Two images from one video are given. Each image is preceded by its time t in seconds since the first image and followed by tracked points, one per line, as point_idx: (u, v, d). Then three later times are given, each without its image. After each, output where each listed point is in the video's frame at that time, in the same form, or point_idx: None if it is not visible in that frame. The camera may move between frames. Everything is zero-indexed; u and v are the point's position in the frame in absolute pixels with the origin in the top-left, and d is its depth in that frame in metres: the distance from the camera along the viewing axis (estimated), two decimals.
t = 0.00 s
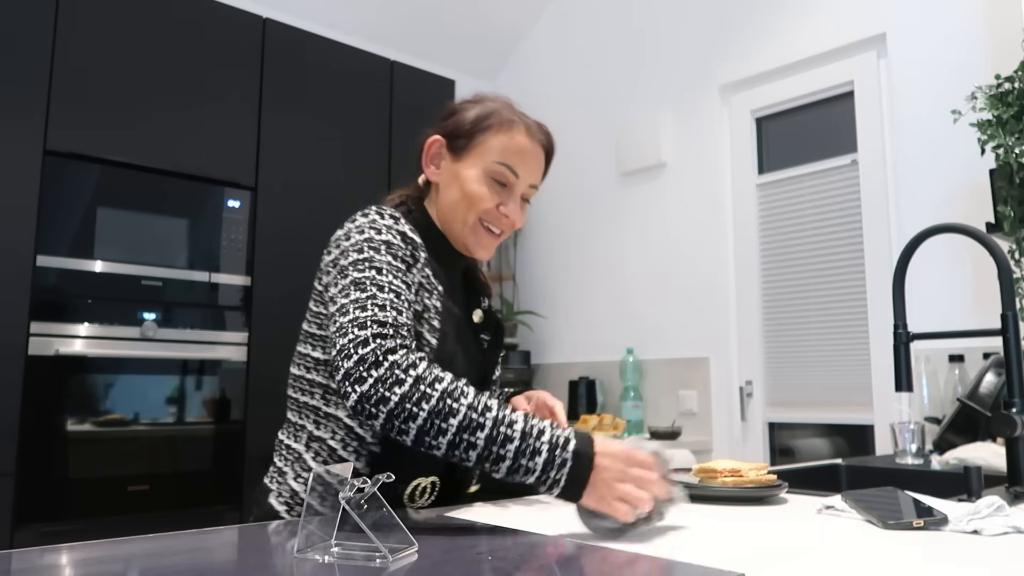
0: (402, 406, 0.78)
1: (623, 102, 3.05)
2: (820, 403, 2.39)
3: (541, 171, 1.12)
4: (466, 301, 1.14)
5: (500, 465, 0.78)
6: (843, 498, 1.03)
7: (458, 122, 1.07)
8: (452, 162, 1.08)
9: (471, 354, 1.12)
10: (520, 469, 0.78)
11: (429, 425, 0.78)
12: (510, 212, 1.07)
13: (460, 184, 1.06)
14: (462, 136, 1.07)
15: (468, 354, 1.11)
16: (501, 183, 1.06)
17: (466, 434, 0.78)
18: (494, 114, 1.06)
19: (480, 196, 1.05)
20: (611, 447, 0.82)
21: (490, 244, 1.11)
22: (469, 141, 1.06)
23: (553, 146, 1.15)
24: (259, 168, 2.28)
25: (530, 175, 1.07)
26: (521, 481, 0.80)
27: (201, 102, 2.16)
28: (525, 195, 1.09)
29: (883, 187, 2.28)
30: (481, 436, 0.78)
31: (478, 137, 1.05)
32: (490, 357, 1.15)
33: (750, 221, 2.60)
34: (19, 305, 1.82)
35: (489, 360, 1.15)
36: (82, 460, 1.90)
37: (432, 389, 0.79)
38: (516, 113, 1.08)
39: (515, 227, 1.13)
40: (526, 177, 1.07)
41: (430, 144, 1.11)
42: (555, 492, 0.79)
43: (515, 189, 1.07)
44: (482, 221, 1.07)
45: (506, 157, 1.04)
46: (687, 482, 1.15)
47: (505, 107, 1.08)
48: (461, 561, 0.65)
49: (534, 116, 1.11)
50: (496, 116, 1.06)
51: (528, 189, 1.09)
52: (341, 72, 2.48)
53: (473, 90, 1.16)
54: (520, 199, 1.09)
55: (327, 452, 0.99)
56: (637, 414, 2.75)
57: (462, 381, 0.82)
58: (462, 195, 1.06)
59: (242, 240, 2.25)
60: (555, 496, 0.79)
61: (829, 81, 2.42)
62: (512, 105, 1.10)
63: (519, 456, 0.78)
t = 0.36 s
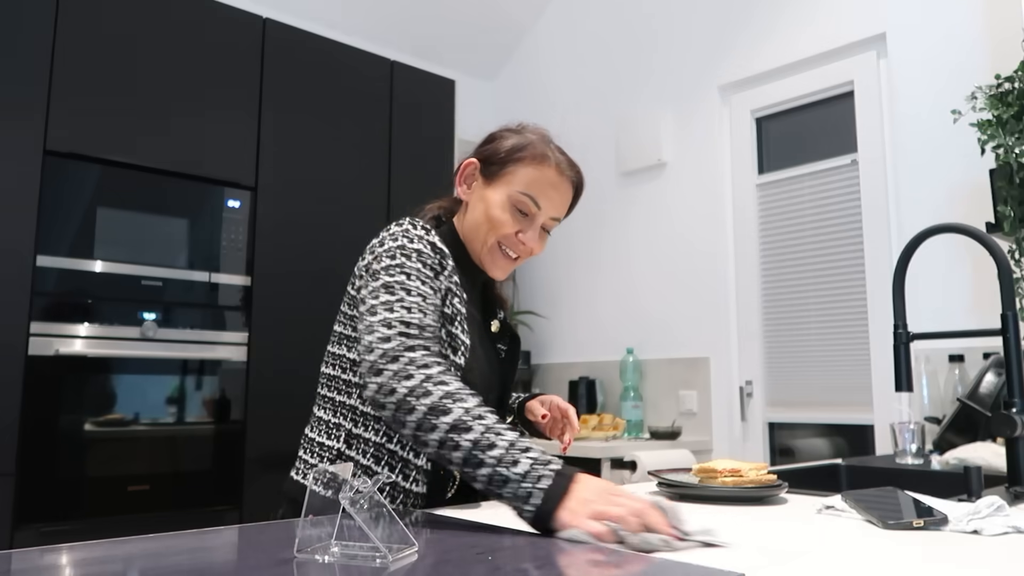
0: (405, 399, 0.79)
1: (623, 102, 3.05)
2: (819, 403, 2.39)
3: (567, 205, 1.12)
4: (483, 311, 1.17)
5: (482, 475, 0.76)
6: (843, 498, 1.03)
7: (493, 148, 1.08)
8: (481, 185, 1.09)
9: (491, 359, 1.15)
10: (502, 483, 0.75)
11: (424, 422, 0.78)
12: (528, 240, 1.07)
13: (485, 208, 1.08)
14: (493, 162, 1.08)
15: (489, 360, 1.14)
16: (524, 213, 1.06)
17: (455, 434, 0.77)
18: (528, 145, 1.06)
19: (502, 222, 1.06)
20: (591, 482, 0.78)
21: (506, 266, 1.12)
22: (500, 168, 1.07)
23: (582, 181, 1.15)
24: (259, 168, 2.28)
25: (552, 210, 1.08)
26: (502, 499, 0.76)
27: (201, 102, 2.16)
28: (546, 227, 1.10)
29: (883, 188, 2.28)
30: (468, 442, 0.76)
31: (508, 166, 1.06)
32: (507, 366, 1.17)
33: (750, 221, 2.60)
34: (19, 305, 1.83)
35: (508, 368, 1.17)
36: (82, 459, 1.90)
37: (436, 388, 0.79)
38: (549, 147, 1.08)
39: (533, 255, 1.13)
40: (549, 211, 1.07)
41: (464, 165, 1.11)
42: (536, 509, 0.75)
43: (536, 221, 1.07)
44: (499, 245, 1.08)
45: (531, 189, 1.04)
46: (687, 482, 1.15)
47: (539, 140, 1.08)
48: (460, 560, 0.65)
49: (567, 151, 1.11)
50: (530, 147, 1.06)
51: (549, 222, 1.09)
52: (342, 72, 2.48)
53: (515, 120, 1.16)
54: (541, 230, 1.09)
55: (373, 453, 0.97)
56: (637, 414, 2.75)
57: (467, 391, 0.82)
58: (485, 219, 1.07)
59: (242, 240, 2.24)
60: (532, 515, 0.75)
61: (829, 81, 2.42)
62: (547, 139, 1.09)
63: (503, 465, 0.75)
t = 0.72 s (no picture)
0: (327, 409, 0.96)
1: (623, 102, 3.05)
2: (819, 403, 2.39)
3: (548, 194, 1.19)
4: (484, 302, 1.23)
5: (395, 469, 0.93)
6: (843, 498, 1.03)
7: (473, 144, 1.17)
8: (463, 180, 1.18)
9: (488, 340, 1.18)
10: (411, 476, 0.92)
11: (347, 427, 0.95)
12: (507, 226, 1.13)
13: (466, 200, 1.16)
14: (473, 157, 1.17)
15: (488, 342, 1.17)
16: (502, 201, 1.13)
17: (371, 440, 0.93)
18: (505, 137, 1.15)
19: (480, 210, 1.13)
20: (489, 464, 0.93)
21: (493, 254, 1.18)
22: (479, 162, 1.15)
23: (563, 172, 1.22)
24: (259, 168, 2.28)
25: (529, 195, 1.14)
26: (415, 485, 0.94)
27: (201, 103, 2.16)
28: (526, 213, 1.16)
29: (883, 187, 2.28)
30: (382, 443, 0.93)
31: (484, 159, 1.14)
32: (508, 351, 1.20)
33: (750, 221, 2.60)
34: (19, 305, 1.83)
35: (508, 352, 1.20)
36: (82, 459, 1.90)
37: (351, 401, 0.94)
38: (524, 138, 1.16)
39: (519, 242, 1.19)
40: (526, 196, 1.14)
41: (448, 164, 1.21)
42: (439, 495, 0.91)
43: (514, 206, 1.14)
44: (482, 232, 1.15)
45: (505, 176, 1.12)
46: (687, 482, 1.15)
47: (515, 132, 1.16)
48: (459, 560, 0.65)
49: (543, 142, 1.18)
50: (506, 140, 1.15)
51: (528, 207, 1.15)
52: (341, 72, 2.48)
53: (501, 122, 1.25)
54: (520, 216, 1.15)
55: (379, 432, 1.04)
56: (637, 414, 2.75)
57: (385, 396, 0.96)
58: (466, 210, 1.15)
59: (242, 240, 2.24)
60: (436, 499, 0.92)
61: (829, 81, 2.42)
62: (524, 132, 1.17)
63: (411, 464, 0.92)
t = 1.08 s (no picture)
0: (316, 410, 0.94)
1: (623, 102, 3.05)
2: (819, 403, 2.39)
3: (539, 191, 1.19)
4: (481, 301, 1.23)
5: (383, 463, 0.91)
6: (843, 498, 1.03)
7: (461, 145, 1.18)
8: (453, 180, 1.19)
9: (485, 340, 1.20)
10: (399, 468, 0.91)
11: (336, 426, 0.93)
12: (499, 224, 1.14)
13: (457, 200, 1.17)
14: (462, 158, 1.18)
15: (485, 343, 1.19)
16: (493, 199, 1.14)
17: (357, 434, 0.91)
18: (492, 135, 1.15)
19: (471, 210, 1.14)
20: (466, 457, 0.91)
21: (488, 254, 1.19)
22: (467, 161, 1.16)
23: (552, 168, 1.22)
24: (259, 169, 2.28)
25: (519, 191, 1.15)
26: (400, 478, 0.92)
27: (201, 103, 2.16)
28: (517, 210, 1.17)
29: (883, 187, 2.28)
30: (369, 436, 0.91)
31: (473, 158, 1.15)
32: (507, 349, 1.22)
33: (750, 221, 2.60)
34: (19, 305, 1.83)
35: (507, 351, 1.22)
36: (82, 459, 1.90)
37: (338, 399, 0.93)
38: (511, 135, 1.16)
39: (512, 240, 1.20)
40: (516, 194, 1.15)
41: (438, 166, 1.22)
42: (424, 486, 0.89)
43: (505, 205, 1.14)
44: (475, 232, 1.16)
45: (495, 175, 1.13)
46: (687, 482, 1.15)
47: (502, 131, 1.17)
48: (458, 561, 0.64)
49: (530, 139, 1.19)
50: (494, 138, 1.16)
51: (519, 204, 1.16)
52: (341, 73, 2.48)
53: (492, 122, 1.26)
54: (512, 213, 1.16)
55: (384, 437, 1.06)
56: (636, 414, 2.75)
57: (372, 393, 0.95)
58: (458, 210, 1.16)
59: (242, 240, 2.24)
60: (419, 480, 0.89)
61: (829, 81, 2.42)
62: (511, 130, 1.18)
63: (396, 453, 0.90)
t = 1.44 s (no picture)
0: (327, 411, 0.96)
1: (623, 103, 3.05)
2: (819, 403, 2.39)
3: (561, 185, 1.17)
4: (495, 307, 1.24)
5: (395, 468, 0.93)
6: (843, 498, 1.03)
7: (481, 143, 1.18)
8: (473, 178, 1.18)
9: (496, 347, 1.21)
10: (411, 472, 0.92)
11: (347, 428, 0.95)
12: (520, 219, 1.12)
13: (477, 198, 1.16)
14: (481, 156, 1.17)
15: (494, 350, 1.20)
16: (513, 194, 1.13)
17: (371, 438, 0.94)
18: (510, 132, 1.15)
19: (490, 206, 1.13)
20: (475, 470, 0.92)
21: (509, 252, 1.17)
22: (487, 158, 1.15)
23: (574, 162, 1.20)
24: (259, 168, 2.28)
25: (539, 185, 1.13)
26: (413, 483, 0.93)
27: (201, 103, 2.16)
28: (538, 205, 1.14)
29: (883, 187, 2.28)
30: (382, 441, 0.93)
31: (492, 155, 1.14)
32: (518, 357, 1.23)
33: (750, 221, 2.60)
34: (19, 305, 1.83)
35: (516, 360, 1.23)
36: (82, 459, 1.90)
37: (349, 402, 0.95)
38: (531, 131, 1.15)
39: (534, 237, 1.17)
40: (537, 188, 1.13)
41: (458, 165, 1.22)
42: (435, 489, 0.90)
43: (525, 199, 1.13)
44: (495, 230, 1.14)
45: (514, 169, 1.11)
46: (687, 482, 1.15)
47: (522, 126, 1.16)
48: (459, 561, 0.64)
49: (551, 134, 1.17)
50: (512, 135, 1.15)
51: (539, 199, 1.14)
52: (342, 73, 2.48)
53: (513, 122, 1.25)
54: (532, 209, 1.14)
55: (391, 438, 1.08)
56: (636, 414, 2.75)
57: (385, 399, 0.97)
58: (477, 208, 1.15)
59: (242, 240, 2.24)
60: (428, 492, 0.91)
61: (828, 81, 2.42)
62: (531, 126, 1.17)
63: (410, 458, 0.92)
